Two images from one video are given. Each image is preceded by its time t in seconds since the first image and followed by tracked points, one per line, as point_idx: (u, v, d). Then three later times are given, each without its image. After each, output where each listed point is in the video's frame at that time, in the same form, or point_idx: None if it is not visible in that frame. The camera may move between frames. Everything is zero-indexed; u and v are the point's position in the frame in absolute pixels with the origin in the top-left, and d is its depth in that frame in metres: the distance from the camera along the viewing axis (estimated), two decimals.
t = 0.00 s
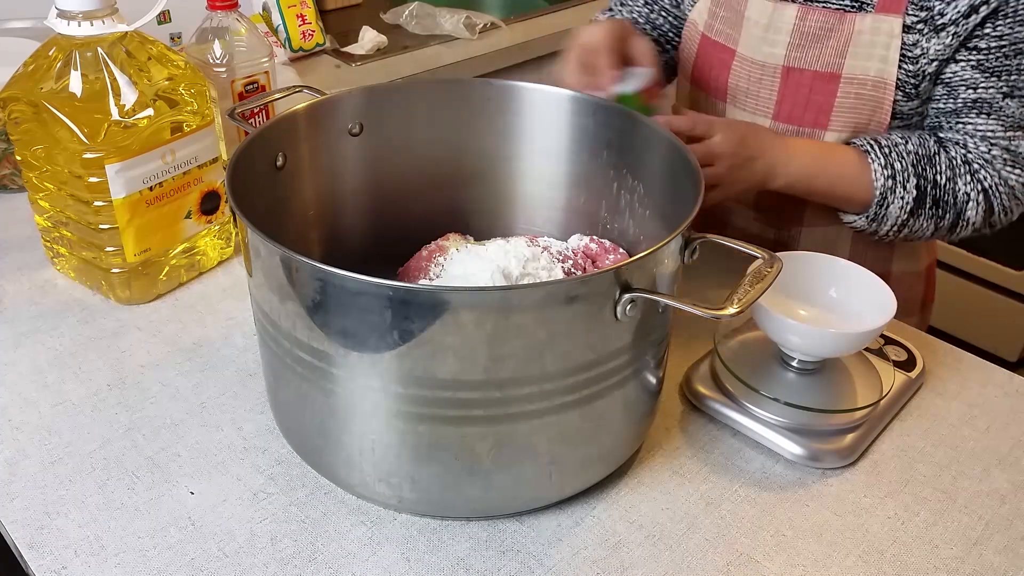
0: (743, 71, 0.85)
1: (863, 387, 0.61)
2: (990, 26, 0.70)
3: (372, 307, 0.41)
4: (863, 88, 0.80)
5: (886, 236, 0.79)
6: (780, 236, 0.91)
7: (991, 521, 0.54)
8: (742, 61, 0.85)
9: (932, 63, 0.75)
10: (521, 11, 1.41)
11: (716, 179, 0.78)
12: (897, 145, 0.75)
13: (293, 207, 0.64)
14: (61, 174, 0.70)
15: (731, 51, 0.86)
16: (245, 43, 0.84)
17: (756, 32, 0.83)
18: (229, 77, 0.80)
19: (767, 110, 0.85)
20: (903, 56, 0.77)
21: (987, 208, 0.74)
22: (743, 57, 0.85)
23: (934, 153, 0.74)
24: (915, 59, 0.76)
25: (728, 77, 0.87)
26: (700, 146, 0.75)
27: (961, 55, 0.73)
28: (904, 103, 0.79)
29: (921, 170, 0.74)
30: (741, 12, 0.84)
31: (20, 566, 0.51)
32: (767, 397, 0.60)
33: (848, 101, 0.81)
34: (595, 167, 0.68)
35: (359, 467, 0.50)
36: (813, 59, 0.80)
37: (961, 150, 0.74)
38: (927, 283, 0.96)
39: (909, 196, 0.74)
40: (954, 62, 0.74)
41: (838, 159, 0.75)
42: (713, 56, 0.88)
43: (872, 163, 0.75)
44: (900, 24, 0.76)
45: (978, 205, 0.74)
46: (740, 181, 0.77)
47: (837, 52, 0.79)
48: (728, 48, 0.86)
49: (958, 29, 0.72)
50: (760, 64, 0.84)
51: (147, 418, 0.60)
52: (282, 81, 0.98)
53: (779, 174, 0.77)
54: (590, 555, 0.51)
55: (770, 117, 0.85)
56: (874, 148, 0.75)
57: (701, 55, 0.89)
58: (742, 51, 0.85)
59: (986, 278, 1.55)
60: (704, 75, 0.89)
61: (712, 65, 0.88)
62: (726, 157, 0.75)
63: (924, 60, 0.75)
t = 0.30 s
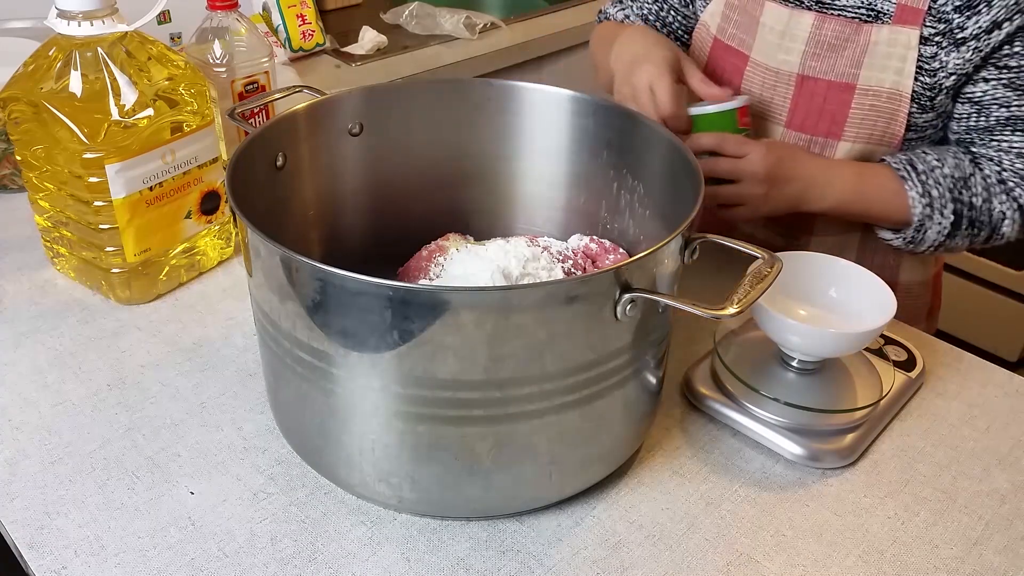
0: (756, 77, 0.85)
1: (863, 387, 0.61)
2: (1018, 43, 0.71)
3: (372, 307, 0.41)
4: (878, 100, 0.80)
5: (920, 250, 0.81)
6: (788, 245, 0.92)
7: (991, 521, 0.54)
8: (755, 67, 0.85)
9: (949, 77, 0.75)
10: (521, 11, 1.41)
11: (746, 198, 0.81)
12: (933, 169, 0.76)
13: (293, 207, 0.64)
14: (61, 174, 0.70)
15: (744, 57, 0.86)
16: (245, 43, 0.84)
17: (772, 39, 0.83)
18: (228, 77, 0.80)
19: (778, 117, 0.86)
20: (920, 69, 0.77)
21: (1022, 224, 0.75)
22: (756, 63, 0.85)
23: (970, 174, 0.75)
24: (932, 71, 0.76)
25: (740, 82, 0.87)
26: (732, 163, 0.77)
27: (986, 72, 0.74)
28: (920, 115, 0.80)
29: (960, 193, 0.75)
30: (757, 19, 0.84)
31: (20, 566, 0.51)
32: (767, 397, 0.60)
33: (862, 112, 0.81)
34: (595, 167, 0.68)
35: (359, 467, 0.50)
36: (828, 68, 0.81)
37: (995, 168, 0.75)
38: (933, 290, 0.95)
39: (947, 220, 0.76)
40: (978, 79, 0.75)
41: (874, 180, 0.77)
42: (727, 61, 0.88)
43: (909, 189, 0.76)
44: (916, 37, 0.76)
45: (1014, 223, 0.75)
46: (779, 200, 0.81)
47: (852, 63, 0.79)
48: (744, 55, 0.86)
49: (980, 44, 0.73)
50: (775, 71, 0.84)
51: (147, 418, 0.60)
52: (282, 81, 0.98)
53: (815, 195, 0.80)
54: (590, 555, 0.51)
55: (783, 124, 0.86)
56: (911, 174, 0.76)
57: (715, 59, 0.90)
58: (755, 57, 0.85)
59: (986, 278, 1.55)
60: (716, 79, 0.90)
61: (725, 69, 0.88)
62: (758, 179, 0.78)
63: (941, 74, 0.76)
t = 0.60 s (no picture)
0: (761, 80, 0.85)
1: (863, 387, 0.61)
2: None
3: (372, 307, 0.41)
4: (881, 106, 0.79)
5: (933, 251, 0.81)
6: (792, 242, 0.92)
7: (991, 521, 0.54)
8: (761, 69, 0.85)
9: (955, 82, 0.75)
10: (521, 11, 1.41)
11: (756, 199, 0.83)
12: (947, 172, 0.76)
13: (293, 206, 0.64)
14: (61, 174, 0.70)
15: (751, 61, 0.86)
16: (245, 43, 0.84)
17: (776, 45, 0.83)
18: (228, 77, 0.80)
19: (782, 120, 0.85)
20: (924, 74, 0.76)
21: None
22: (763, 66, 0.85)
23: (985, 176, 0.75)
24: (936, 77, 0.76)
25: (745, 85, 0.87)
26: (743, 166, 0.80)
27: (995, 77, 0.74)
28: (923, 120, 0.80)
29: (973, 197, 0.75)
30: (762, 24, 0.84)
31: (20, 566, 0.51)
32: (767, 397, 0.60)
33: (865, 118, 0.80)
34: (595, 167, 0.68)
35: (359, 467, 0.50)
36: (830, 75, 0.80)
37: (1011, 169, 0.74)
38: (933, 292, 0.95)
39: (962, 223, 0.76)
40: (986, 84, 0.75)
41: (886, 183, 0.78)
42: (732, 64, 0.88)
43: (921, 194, 0.76)
44: (920, 42, 0.75)
45: None
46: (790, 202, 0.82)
47: (853, 71, 0.78)
48: (750, 60, 0.86)
49: (985, 50, 0.73)
50: (779, 75, 0.84)
51: (146, 418, 0.60)
52: (282, 80, 0.98)
53: (826, 198, 0.81)
54: (590, 555, 0.51)
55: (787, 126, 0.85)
56: (924, 179, 0.76)
57: (718, 63, 0.89)
58: (762, 61, 0.85)
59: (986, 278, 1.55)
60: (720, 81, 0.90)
61: (728, 72, 0.88)
62: (767, 181, 0.80)
63: (947, 78, 0.75)
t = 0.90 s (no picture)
0: (754, 77, 0.85)
1: (863, 387, 0.61)
2: (1014, 44, 0.71)
3: (372, 307, 0.41)
4: (873, 99, 0.80)
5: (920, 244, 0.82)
6: (782, 241, 0.91)
7: (991, 521, 0.54)
8: (753, 65, 0.85)
9: (945, 77, 0.75)
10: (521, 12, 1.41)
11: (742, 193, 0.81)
12: (931, 164, 0.76)
13: (293, 206, 0.64)
14: (61, 174, 0.70)
15: (744, 56, 0.86)
16: (245, 43, 0.84)
17: (768, 37, 0.83)
18: (228, 77, 0.80)
19: (774, 116, 0.85)
20: (915, 68, 0.76)
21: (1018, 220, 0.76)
22: (755, 61, 0.85)
23: (968, 171, 0.75)
24: (927, 72, 0.76)
25: (737, 81, 0.87)
26: (729, 162, 0.77)
27: (983, 73, 0.74)
28: (915, 115, 0.80)
29: (955, 189, 0.75)
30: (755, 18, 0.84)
31: (20, 566, 0.51)
32: (767, 397, 0.60)
33: (857, 111, 0.81)
34: (595, 167, 0.68)
35: (359, 467, 0.50)
36: (823, 68, 0.81)
37: (994, 165, 0.75)
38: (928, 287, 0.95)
39: (943, 215, 0.76)
40: (975, 80, 0.75)
41: (872, 176, 0.77)
42: (724, 60, 0.88)
43: (904, 182, 0.76)
44: (912, 36, 0.75)
45: (1011, 219, 0.76)
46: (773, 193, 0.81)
47: (845, 64, 0.79)
48: (743, 55, 0.86)
49: (975, 46, 0.72)
50: (772, 71, 0.84)
51: (147, 418, 0.60)
52: (282, 81, 0.98)
53: (810, 189, 0.81)
54: (590, 555, 0.51)
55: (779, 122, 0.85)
56: (908, 168, 0.76)
57: (711, 59, 0.90)
58: (754, 56, 0.85)
59: (986, 278, 1.55)
60: (713, 79, 0.90)
61: (721, 68, 0.89)
62: (754, 173, 0.78)
63: (937, 73, 0.75)
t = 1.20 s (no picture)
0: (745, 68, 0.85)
1: (863, 387, 0.61)
2: (999, 28, 0.71)
3: (372, 307, 0.41)
4: (862, 87, 0.80)
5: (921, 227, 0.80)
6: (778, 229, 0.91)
7: (990, 521, 0.54)
8: (744, 56, 0.85)
9: (933, 63, 0.75)
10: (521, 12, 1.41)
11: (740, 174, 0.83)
12: (922, 142, 0.76)
13: (293, 206, 0.64)
14: (61, 174, 0.70)
15: (734, 47, 0.86)
16: (245, 43, 0.84)
17: (759, 29, 0.83)
18: (228, 77, 0.80)
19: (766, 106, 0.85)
20: (903, 55, 0.77)
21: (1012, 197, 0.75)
22: (746, 53, 0.85)
23: (959, 148, 0.75)
24: (915, 58, 0.76)
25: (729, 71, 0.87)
26: (724, 143, 0.81)
27: (970, 57, 0.74)
28: (903, 100, 0.80)
29: (948, 166, 0.75)
30: (743, 10, 0.84)
31: (20, 566, 0.51)
32: (767, 397, 0.60)
33: (846, 99, 0.81)
34: (595, 166, 0.68)
35: (359, 467, 0.50)
36: (813, 57, 0.81)
37: (984, 144, 0.75)
38: (922, 272, 0.94)
39: (938, 192, 0.76)
40: (962, 64, 0.75)
41: (863, 159, 0.77)
42: (715, 52, 0.88)
43: (898, 160, 0.76)
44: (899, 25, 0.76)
45: (1005, 195, 0.75)
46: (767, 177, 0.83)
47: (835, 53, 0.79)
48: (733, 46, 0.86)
49: (961, 31, 0.72)
50: (762, 61, 0.84)
51: (147, 418, 0.60)
52: (282, 81, 0.98)
53: (803, 173, 0.81)
54: (590, 555, 0.51)
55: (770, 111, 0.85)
56: (902, 146, 0.76)
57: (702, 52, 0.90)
58: (745, 47, 0.85)
59: (986, 279, 1.55)
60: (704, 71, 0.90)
61: (712, 60, 0.88)
62: (749, 153, 0.80)
63: (925, 60, 0.75)
